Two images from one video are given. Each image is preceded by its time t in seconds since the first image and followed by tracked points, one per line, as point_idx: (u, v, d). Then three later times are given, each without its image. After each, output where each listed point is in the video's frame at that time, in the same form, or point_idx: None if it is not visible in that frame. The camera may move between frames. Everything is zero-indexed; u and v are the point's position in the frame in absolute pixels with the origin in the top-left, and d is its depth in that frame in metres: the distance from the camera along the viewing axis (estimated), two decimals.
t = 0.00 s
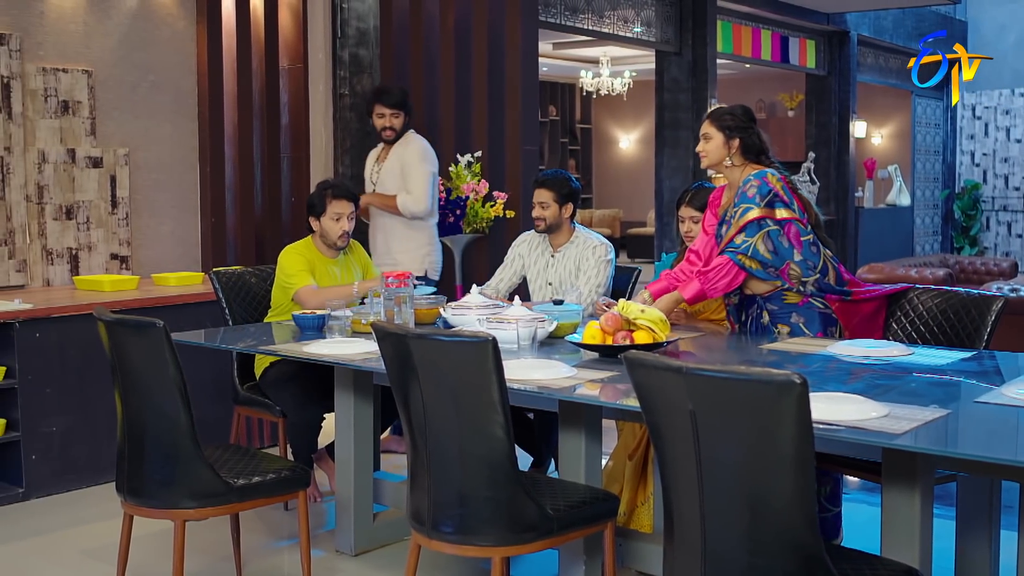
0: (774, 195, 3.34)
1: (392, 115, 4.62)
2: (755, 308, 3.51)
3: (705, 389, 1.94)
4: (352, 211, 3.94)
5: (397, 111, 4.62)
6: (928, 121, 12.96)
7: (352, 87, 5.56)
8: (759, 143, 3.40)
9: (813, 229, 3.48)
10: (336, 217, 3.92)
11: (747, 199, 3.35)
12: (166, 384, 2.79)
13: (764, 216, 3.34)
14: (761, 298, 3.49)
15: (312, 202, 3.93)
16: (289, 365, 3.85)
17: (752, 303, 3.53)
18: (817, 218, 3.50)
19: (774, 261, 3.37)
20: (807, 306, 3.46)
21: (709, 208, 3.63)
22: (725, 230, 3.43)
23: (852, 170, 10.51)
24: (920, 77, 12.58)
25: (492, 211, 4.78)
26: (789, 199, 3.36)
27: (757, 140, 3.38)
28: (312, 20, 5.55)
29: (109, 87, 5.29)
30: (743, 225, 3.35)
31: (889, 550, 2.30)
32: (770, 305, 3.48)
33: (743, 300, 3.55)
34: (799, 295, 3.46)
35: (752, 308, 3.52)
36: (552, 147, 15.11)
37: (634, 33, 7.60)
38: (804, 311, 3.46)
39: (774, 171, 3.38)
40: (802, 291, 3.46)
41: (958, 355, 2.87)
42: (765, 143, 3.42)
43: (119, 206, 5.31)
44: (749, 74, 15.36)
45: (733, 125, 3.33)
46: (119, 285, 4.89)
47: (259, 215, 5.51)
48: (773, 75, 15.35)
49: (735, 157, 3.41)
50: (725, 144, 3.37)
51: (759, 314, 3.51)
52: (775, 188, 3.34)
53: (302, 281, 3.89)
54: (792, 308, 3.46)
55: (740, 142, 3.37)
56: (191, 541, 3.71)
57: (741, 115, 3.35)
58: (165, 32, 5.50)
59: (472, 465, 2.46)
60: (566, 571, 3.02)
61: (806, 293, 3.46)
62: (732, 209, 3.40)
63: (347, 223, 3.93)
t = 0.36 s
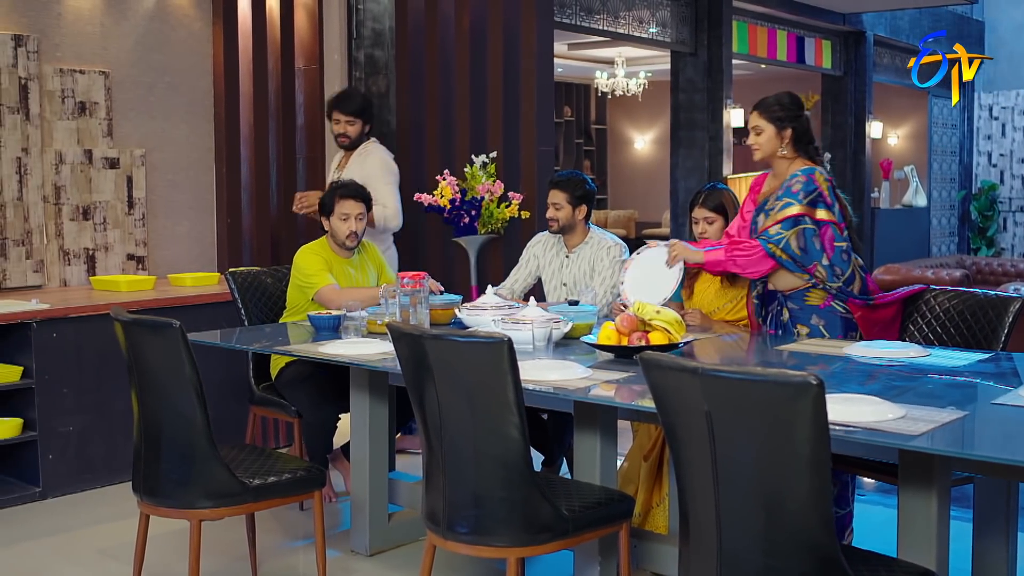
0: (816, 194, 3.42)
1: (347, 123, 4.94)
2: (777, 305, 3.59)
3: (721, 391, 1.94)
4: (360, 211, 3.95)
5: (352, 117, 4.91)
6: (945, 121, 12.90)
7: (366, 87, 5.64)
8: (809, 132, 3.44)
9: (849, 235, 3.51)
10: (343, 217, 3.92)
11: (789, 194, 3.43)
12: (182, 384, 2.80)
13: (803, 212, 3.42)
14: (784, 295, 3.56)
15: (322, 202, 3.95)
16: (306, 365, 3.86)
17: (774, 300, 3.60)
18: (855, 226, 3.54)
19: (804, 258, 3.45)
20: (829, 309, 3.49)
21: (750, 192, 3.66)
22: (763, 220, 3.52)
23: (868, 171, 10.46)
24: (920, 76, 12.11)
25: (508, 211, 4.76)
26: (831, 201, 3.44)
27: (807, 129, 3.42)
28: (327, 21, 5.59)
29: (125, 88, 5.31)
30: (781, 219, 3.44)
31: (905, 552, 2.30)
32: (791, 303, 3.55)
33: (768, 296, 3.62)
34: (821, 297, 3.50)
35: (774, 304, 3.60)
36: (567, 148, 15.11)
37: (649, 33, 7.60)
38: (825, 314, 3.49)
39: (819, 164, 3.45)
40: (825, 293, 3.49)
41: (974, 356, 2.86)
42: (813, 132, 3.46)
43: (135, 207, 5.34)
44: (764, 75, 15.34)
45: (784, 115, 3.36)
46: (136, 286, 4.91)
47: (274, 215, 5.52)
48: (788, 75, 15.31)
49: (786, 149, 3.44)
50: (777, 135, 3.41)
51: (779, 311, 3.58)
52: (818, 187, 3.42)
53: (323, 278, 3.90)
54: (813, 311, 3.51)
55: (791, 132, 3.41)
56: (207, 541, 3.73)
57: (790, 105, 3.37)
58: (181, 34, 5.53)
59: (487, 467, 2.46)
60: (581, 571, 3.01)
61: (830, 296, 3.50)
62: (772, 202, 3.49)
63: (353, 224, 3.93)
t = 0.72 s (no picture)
0: (855, 200, 3.33)
1: (314, 124, 4.72)
2: (800, 309, 3.49)
3: (736, 392, 1.93)
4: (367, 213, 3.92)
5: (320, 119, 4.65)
6: (961, 122, 12.83)
7: (380, 90, 5.53)
8: (833, 138, 3.37)
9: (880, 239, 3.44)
10: (349, 217, 3.92)
11: (829, 204, 3.32)
12: (196, 384, 2.81)
13: (848, 220, 3.31)
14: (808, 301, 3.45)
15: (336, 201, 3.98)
16: (321, 366, 3.87)
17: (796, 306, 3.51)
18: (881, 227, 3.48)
19: (852, 266, 3.33)
20: (852, 313, 3.40)
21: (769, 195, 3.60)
22: (802, 231, 3.40)
23: (883, 172, 10.41)
24: (920, 76, 11.93)
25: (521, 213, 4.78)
26: (867, 206, 3.36)
27: (831, 134, 3.35)
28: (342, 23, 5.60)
29: (140, 89, 5.33)
30: (827, 230, 3.33)
31: (920, 553, 2.29)
32: (815, 308, 3.45)
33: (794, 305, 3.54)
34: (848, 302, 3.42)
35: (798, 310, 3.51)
36: (580, 148, 15.10)
37: (663, 34, 7.58)
38: (849, 317, 3.40)
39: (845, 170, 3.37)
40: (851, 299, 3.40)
41: (991, 358, 2.84)
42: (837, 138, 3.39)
43: (150, 208, 5.35)
44: (778, 75, 15.30)
45: (805, 119, 3.32)
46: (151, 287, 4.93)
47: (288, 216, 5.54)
48: (803, 75, 15.26)
49: (808, 153, 3.38)
50: (797, 139, 3.36)
51: (803, 315, 3.49)
52: (854, 193, 3.33)
53: (315, 280, 3.93)
54: (836, 314, 3.41)
55: (812, 136, 3.35)
56: (222, 541, 3.74)
57: (814, 109, 3.32)
58: (196, 35, 5.54)
59: (501, 468, 2.46)
60: (595, 572, 3.01)
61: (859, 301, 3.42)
62: (811, 213, 3.37)
63: (359, 224, 3.92)
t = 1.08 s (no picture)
0: (855, 200, 3.31)
1: (313, 140, 4.36)
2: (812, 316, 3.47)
3: (749, 394, 1.93)
4: (365, 207, 3.95)
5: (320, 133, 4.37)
6: (975, 122, 12.78)
7: (394, 90, 5.40)
8: (819, 145, 3.35)
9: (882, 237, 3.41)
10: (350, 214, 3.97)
11: (830, 206, 3.30)
12: (211, 385, 2.82)
13: (850, 220, 3.29)
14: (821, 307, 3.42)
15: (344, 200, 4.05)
16: (334, 366, 3.88)
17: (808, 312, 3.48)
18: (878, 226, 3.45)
19: (863, 264, 3.30)
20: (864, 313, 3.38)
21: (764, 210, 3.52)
22: (807, 238, 3.36)
23: (897, 173, 10.36)
24: (919, 76, 11.52)
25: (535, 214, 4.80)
26: (867, 204, 3.35)
27: (815, 143, 3.33)
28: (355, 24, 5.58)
29: (155, 90, 5.35)
30: (832, 232, 3.31)
31: (935, 555, 2.28)
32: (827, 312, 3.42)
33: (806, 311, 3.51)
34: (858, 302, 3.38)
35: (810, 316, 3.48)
36: (593, 149, 15.10)
37: (676, 35, 7.57)
38: (863, 318, 3.39)
39: (836, 172, 3.36)
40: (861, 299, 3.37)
41: (1005, 359, 2.83)
42: (824, 144, 3.36)
43: (164, 209, 5.37)
44: (792, 76, 15.27)
45: (788, 130, 3.28)
46: (165, 287, 4.95)
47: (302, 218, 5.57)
48: (817, 76, 15.22)
49: (796, 161, 3.37)
50: (780, 150, 3.33)
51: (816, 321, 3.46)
52: (853, 192, 3.32)
53: (315, 284, 3.95)
54: (850, 316, 3.39)
55: (795, 146, 3.33)
56: (235, 541, 3.75)
57: (798, 119, 3.29)
58: (209, 36, 5.56)
59: (514, 468, 2.46)
60: (608, 572, 3.01)
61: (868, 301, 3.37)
62: (813, 218, 3.34)
63: (358, 221, 3.95)
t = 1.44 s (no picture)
0: (865, 197, 3.29)
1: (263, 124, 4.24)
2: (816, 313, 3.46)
3: (758, 395, 1.93)
4: (366, 204, 3.98)
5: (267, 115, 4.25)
6: (985, 122, 12.74)
7: (403, 90, 5.56)
8: (834, 139, 3.32)
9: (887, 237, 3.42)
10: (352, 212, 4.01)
11: (841, 202, 3.28)
12: (220, 385, 2.82)
13: (860, 217, 3.28)
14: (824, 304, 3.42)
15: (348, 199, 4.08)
16: (343, 365, 3.88)
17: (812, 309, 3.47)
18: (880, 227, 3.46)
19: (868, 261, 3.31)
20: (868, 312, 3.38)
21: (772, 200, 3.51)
22: (816, 233, 3.35)
23: (906, 173, 10.34)
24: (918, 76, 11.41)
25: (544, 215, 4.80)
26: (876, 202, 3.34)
27: (832, 137, 3.29)
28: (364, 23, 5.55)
29: (164, 90, 5.36)
30: (840, 228, 3.29)
31: (945, 556, 2.27)
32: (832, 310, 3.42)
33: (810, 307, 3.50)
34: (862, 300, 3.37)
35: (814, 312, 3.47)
36: (602, 149, 15.09)
37: (686, 35, 7.57)
38: (866, 316, 3.39)
39: (848, 169, 3.34)
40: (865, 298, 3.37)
41: (1016, 360, 2.82)
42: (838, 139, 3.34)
43: (174, 209, 5.38)
44: (801, 76, 15.25)
45: (806, 126, 3.24)
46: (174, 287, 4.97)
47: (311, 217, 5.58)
48: (826, 76, 15.20)
49: (813, 157, 3.33)
50: (799, 146, 3.29)
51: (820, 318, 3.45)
52: (864, 189, 3.30)
53: (322, 283, 3.96)
54: (855, 315, 3.40)
55: (813, 142, 3.28)
56: (245, 541, 3.75)
57: (812, 113, 3.25)
58: (219, 36, 5.57)
59: (523, 468, 2.46)
60: (617, 572, 3.00)
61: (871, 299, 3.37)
62: (823, 213, 3.32)
63: (358, 219, 3.99)
